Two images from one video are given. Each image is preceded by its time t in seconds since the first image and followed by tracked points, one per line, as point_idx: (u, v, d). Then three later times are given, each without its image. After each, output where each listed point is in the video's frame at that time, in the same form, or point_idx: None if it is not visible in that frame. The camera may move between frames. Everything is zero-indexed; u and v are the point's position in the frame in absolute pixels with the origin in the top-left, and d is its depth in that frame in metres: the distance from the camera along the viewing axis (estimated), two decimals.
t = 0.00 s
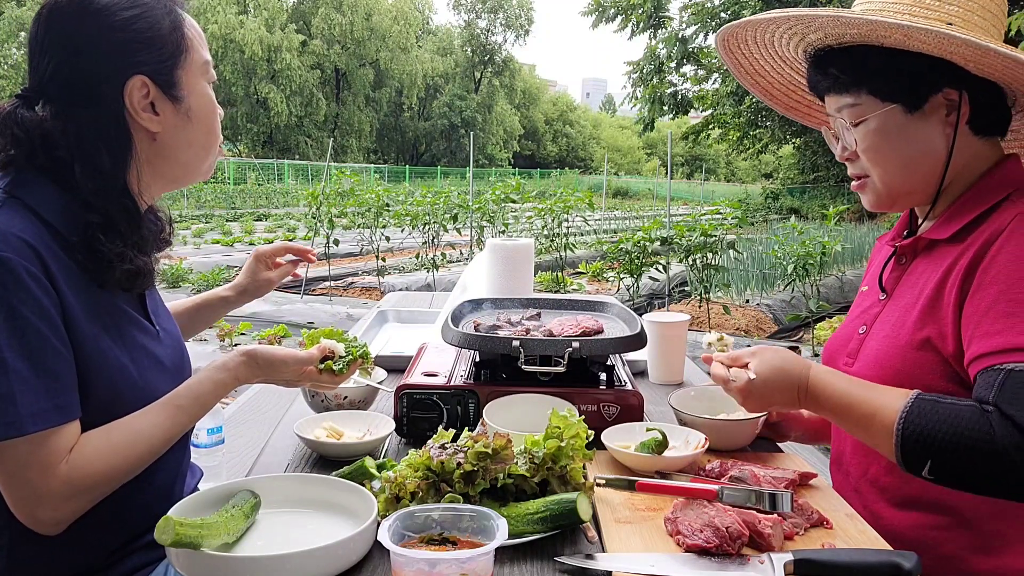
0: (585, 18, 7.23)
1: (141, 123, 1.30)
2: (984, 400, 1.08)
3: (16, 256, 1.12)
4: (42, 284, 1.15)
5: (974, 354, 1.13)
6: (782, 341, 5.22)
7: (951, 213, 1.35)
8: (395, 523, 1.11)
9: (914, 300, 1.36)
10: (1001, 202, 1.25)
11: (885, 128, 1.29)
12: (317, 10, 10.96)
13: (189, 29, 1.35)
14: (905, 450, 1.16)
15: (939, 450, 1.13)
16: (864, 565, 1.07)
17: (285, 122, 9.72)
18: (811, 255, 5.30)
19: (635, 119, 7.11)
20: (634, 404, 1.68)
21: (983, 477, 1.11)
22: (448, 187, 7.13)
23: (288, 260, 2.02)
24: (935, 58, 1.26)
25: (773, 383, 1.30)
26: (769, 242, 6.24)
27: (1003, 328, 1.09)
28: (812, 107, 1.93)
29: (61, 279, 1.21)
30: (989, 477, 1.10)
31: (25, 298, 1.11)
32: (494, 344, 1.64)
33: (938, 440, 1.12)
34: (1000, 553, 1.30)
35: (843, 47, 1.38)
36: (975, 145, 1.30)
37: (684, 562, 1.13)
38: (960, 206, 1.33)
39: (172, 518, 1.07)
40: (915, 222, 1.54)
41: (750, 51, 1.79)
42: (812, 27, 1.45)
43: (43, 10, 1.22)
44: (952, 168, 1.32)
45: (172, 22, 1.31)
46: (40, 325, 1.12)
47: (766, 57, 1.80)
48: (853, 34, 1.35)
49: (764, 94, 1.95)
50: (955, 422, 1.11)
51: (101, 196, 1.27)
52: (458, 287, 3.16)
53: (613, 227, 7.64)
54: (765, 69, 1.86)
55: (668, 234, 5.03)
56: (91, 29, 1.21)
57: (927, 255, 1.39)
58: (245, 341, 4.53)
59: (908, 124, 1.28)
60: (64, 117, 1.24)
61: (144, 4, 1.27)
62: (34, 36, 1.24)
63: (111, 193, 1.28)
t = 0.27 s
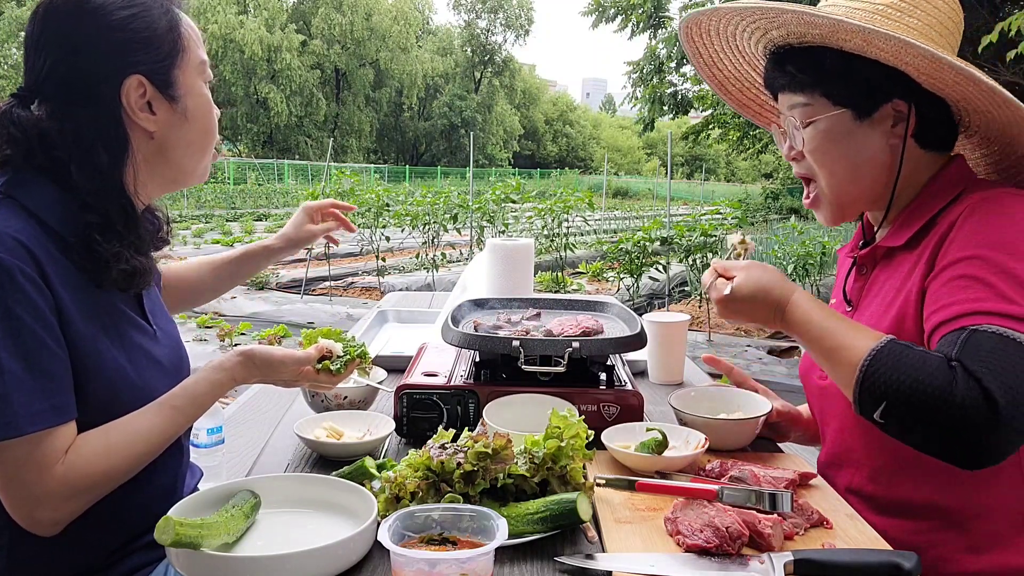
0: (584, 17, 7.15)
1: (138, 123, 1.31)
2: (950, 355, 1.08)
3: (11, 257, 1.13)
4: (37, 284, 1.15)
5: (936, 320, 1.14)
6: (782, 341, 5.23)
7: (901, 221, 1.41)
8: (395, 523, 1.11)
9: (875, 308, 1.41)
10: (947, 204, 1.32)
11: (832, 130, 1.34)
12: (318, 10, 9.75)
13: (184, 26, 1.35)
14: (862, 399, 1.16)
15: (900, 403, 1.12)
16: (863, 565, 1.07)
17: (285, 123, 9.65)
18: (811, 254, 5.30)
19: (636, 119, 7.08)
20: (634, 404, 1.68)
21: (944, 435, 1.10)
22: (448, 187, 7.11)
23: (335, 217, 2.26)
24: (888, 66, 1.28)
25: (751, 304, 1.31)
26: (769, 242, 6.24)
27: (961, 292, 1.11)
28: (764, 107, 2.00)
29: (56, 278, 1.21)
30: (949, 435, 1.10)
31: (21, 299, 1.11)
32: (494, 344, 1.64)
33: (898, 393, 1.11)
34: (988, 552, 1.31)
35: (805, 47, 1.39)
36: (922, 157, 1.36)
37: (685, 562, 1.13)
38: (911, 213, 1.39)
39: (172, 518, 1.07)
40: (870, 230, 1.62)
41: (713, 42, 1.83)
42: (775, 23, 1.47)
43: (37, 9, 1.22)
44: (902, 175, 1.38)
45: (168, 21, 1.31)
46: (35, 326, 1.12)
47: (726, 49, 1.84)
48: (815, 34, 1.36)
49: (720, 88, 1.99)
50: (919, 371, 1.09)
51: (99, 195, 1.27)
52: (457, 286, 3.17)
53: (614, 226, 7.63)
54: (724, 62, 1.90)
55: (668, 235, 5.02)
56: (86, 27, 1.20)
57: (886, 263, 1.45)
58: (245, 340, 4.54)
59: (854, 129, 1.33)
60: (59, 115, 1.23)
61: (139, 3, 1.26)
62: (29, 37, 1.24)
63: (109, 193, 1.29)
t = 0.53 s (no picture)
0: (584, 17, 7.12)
1: (132, 122, 1.30)
2: (889, 317, 1.14)
3: (5, 257, 1.12)
4: (32, 284, 1.15)
5: (883, 291, 1.21)
6: (783, 341, 5.22)
7: (853, 230, 1.52)
8: (395, 523, 1.11)
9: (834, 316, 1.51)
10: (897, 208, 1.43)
11: (780, 143, 1.42)
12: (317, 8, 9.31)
13: (168, 18, 1.33)
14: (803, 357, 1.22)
15: (837, 362, 1.17)
16: (864, 565, 1.07)
17: (285, 123, 9.62)
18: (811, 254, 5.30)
19: (636, 119, 7.06)
20: (635, 404, 1.68)
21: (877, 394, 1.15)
22: (448, 187, 7.09)
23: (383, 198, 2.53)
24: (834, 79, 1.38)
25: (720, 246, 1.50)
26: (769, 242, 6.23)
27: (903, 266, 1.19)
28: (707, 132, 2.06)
29: (51, 277, 1.21)
30: (885, 398, 1.14)
31: (16, 300, 1.11)
32: (494, 344, 1.64)
33: (834, 351, 1.17)
34: (975, 549, 1.32)
35: (753, 63, 1.47)
36: (868, 167, 1.47)
37: (685, 563, 1.13)
38: (862, 222, 1.49)
39: (172, 518, 1.07)
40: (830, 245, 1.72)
41: (657, 65, 1.89)
42: (723, 39, 1.54)
43: (27, 8, 1.21)
44: (849, 185, 1.48)
45: (152, 16, 1.29)
46: (30, 327, 1.12)
47: (671, 73, 1.90)
48: (763, 48, 1.44)
49: (662, 111, 2.06)
50: (855, 330, 1.15)
51: (91, 199, 1.28)
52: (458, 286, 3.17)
53: (614, 226, 7.63)
54: (669, 86, 1.96)
55: (668, 235, 5.02)
56: (78, 25, 1.20)
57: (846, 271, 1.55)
58: (245, 340, 4.54)
59: (803, 142, 1.41)
60: (51, 119, 1.24)
61: None
62: (18, 36, 1.23)
63: (103, 195, 1.29)
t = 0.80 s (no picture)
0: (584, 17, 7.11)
1: (128, 122, 1.30)
2: (900, 352, 1.15)
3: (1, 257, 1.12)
4: (29, 285, 1.15)
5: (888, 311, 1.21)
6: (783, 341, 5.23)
7: (861, 224, 1.49)
8: (395, 523, 1.11)
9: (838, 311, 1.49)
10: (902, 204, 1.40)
11: (790, 142, 1.40)
12: None
13: (161, 16, 1.32)
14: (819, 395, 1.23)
15: (853, 399, 1.18)
16: (863, 565, 1.07)
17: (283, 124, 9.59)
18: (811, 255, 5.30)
19: (636, 119, 7.05)
20: (635, 404, 1.68)
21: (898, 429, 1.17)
22: (448, 187, 7.07)
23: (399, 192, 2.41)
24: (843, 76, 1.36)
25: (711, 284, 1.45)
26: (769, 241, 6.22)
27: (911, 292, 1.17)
28: (718, 125, 2.06)
29: (46, 277, 1.21)
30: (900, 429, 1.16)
31: (13, 301, 1.11)
32: (494, 344, 1.64)
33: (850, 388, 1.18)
34: (966, 551, 1.33)
35: (762, 61, 1.45)
36: (877, 162, 1.45)
37: (685, 563, 1.13)
38: (868, 216, 1.47)
39: (172, 518, 1.07)
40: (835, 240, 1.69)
41: (667, 63, 1.86)
42: (730, 38, 1.53)
43: (21, 6, 1.21)
44: (857, 181, 1.46)
45: (143, 14, 1.27)
46: (27, 328, 1.12)
47: (681, 70, 1.88)
48: (772, 48, 1.42)
49: (673, 107, 2.05)
50: (869, 368, 1.15)
51: (88, 201, 1.27)
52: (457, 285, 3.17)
53: (614, 227, 7.62)
54: (678, 82, 1.94)
55: (668, 234, 5.03)
56: (73, 24, 1.19)
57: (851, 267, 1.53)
58: (245, 340, 4.55)
59: (812, 140, 1.39)
60: (48, 121, 1.24)
61: None
62: (12, 36, 1.23)
63: (98, 196, 1.28)
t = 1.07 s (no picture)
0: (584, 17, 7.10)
1: (130, 123, 1.30)
2: (977, 390, 1.14)
3: (2, 259, 1.12)
4: (29, 285, 1.15)
5: (948, 339, 1.18)
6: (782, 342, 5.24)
7: (898, 219, 1.45)
8: (394, 523, 1.11)
9: (868, 309, 1.45)
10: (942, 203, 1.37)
11: (827, 130, 1.37)
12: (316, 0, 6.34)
13: (167, 18, 1.33)
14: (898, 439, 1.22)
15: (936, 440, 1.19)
16: (864, 565, 1.07)
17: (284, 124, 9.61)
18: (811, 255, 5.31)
19: (636, 119, 7.04)
20: (635, 404, 1.68)
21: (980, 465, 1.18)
22: (449, 188, 7.07)
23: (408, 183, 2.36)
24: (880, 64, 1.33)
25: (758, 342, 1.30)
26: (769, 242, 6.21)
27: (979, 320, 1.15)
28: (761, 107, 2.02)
29: (48, 278, 1.21)
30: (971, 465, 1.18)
31: (13, 302, 1.11)
32: (494, 343, 1.64)
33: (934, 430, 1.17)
34: (979, 550, 1.32)
35: (799, 46, 1.44)
36: (918, 156, 1.41)
37: (684, 562, 1.13)
38: (906, 212, 1.43)
39: (172, 518, 1.07)
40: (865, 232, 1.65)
41: (708, 42, 1.85)
42: (771, 23, 1.51)
43: (22, 7, 1.21)
44: (895, 174, 1.42)
45: (150, 16, 1.28)
46: (27, 329, 1.12)
47: (725, 51, 1.86)
48: (809, 34, 1.40)
49: (717, 88, 2.01)
50: (953, 412, 1.15)
51: (88, 201, 1.26)
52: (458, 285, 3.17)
53: (614, 227, 7.62)
54: (723, 64, 1.93)
55: (668, 235, 5.03)
56: (74, 24, 1.19)
57: (881, 263, 1.50)
58: (245, 340, 4.55)
59: (850, 129, 1.36)
60: (49, 122, 1.25)
61: None
62: (15, 38, 1.24)
63: (96, 198, 1.27)
